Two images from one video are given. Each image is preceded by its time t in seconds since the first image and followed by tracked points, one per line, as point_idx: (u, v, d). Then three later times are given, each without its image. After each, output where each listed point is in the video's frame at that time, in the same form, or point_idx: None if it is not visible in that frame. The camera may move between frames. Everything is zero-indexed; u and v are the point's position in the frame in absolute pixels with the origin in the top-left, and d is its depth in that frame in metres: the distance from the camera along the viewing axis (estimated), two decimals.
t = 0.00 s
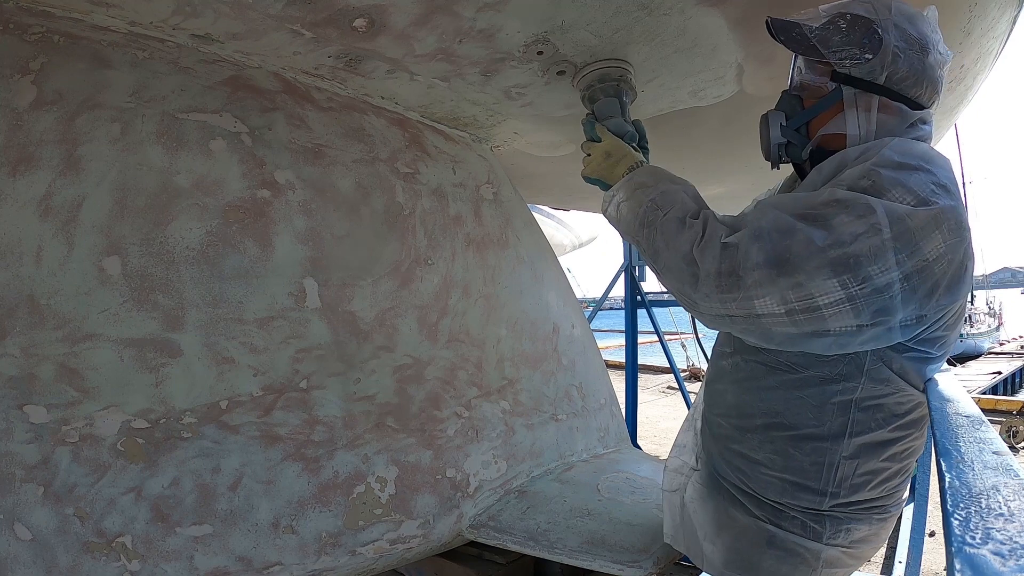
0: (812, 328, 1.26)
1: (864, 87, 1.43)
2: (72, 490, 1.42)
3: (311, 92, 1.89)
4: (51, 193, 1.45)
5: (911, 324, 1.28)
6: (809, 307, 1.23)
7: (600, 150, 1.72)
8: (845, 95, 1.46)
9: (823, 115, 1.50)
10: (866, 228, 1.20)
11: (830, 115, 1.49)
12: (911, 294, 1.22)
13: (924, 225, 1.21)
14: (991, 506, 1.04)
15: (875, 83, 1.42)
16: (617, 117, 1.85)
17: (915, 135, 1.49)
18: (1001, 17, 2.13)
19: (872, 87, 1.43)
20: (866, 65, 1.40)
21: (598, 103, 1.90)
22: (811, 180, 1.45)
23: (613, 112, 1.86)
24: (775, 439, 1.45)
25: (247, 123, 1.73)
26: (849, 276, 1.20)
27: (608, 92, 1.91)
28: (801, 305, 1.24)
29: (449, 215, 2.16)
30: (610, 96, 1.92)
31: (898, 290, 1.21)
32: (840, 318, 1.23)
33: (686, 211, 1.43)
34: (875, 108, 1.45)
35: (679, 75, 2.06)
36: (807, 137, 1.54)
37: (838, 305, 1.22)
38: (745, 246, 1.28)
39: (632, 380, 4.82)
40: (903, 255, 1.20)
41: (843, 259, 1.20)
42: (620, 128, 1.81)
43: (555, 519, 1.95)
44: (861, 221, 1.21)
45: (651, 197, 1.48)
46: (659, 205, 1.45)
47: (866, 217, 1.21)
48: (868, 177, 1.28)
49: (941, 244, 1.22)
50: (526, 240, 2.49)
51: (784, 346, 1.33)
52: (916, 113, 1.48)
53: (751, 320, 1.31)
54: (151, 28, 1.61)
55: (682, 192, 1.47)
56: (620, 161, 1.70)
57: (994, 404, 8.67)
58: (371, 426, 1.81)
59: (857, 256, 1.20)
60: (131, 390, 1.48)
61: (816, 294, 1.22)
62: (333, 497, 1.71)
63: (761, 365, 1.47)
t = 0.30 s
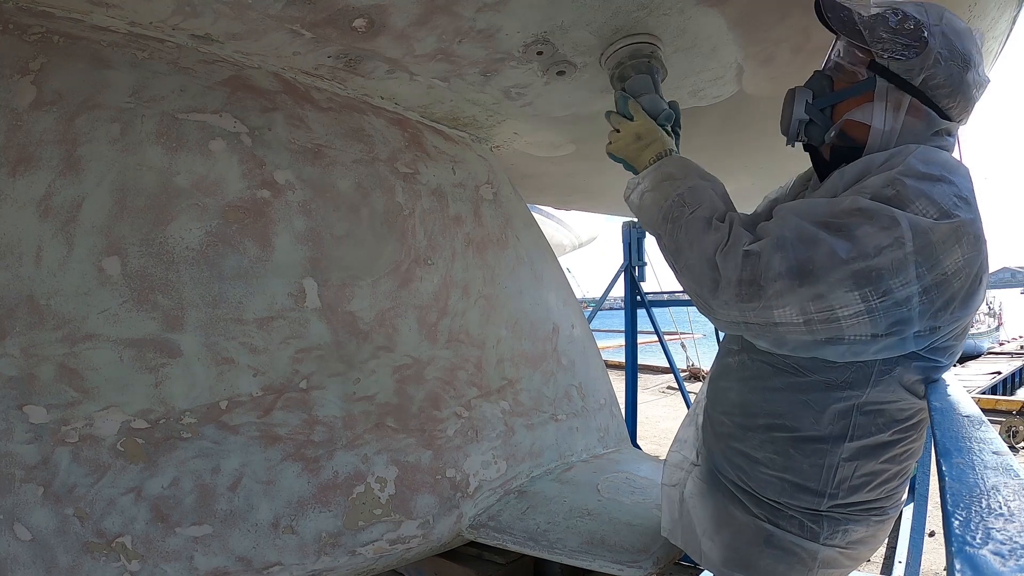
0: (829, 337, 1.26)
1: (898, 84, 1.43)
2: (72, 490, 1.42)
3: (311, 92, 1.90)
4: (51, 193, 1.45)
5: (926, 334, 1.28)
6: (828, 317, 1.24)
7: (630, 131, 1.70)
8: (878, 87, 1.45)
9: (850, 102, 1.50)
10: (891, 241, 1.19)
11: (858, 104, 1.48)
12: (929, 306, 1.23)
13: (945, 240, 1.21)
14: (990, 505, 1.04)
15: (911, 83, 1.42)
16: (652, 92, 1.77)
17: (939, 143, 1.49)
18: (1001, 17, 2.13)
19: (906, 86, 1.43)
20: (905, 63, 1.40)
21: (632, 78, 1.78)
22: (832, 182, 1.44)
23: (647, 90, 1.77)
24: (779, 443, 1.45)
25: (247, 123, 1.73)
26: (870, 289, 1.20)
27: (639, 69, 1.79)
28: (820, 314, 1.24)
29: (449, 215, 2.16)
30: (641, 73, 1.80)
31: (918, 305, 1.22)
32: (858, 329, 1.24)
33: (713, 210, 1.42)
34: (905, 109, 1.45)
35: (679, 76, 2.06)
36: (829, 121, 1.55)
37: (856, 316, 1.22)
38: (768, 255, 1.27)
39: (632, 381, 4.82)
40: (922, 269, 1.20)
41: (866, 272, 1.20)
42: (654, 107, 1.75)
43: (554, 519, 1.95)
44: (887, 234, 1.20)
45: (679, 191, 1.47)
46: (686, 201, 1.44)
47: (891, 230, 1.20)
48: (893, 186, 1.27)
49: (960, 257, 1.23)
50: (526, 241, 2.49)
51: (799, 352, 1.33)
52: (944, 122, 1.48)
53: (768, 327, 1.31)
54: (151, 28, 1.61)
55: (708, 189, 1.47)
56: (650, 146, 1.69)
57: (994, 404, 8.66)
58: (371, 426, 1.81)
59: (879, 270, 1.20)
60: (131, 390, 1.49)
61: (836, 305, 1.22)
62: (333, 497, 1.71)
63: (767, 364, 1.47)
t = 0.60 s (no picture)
0: (837, 335, 1.26)
1: (913, 84, 1.43)
2: (72, 490, 1.42)
3: (311, 92, 1.90)
4: (51, 193, 1.45)
5: (933, 335, 1.28)
6: (838, 316, 1.24)
7: (665, 104, 1.65)
8: (893, 87, 1.45)
9: (865, 100, 1.48)
10: (904, 243, 1.19)
11: (873, 102, 1.47)
12: (937, 308, 1.23)
13: (956, 243, 1.21)
14: (991, 505, 1.04)
15: (926, 84, 1.42)
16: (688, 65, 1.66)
17: (952, 146, 1.48)
18: (1001, 17, 2.12)
19: (921, 86, 1.42)
20: (921, 63, 1.40)
21: (668, 51, 1.67)
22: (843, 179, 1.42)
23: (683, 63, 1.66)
24: (778, 442, 1.45)
25: (247, 123, 1.73)
26: (880, 289, 1.21)
27: (674, 42, 1.68)
28: (830, 313, 1.24)
29: (449, 215, 2.16)
30: (676, 45, 1.68)
31: (926, 307, 1.22)
32: (868, 329, 1.24)
33: (739, 203, 1.41)
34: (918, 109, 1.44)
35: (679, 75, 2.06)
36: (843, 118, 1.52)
37: (866, 316, 1.22)
38: (783, 252, 1.26)
39: (632, 382, 4.82)
40: (932, 272, 1.20)
41: (877, 272, 1.20)
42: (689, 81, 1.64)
43: (554, 519, 1.95)
44: (901, 236, 1.19)
45: (710, 175, 1.47)
46: (716, 186, 1.45)
47: (906, 231, 1.19)
48: (907, 186, 1.26)
49: (969, 261, 1.24)
50: (525, 240, 2.49)
51: (806, 350, 1.33)
52: (955, 126, 1.47)
53: (777, 323, 1.32)
54: (151, 28, 1.61)
55: (738, 179, 1.46)
56: (685, 121, 1.64)
57: (994, 404, 8.65)
58: (371, 426, 1.81)
59: (890, 271, 1.20)
60: (131, 390, 1.49)
61: (847, 305, 1.23)
62: (333, 497, 1.71)
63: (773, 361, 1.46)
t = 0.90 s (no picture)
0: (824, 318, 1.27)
1: (910, 81, 1.42)
2: (72, 490, 1.42)
3: (311, 92, 1.90)
4: (51, 193, 1.45)
5: (921, 321, 1.28)
6: (824, 301, 1.25)
7: (656, 108, 1.68)
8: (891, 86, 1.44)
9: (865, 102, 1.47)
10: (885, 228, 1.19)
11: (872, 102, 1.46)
12: (924, 295, 1.23)
13: (940, 228, 1.20)
14: (991, 506, 1.04)
15: (922, 81, 1.42)
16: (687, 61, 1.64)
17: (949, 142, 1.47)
18: (1001, 17, 2.11)
19: (917, 83, 1.42)
20: (915, 60, 1.40)
21: (668, 47, 1.65)
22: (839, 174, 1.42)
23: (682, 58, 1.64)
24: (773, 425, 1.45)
25: (247, 123, 1.73)
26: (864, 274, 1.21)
27: (675, 37, 1.66)
28: (817, 299, 1.25)
29: (449, 215, 2.16)
30: (677, 40, 1.67)
31: (914, 292, 1.22)
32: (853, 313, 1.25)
33: (727, 209, 1.42)
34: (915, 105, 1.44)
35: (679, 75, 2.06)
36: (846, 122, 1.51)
37: (851, 300, 1.23)
38: (766, 251, 1.26)
39: (632, 384, 4.82)
40: (916, 257, 1.20)
41: (861, 258, 1.21)
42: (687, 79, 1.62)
43: (554, 519, 1.96)
44: (883, 221, 1.19)
45: (696, 183, 1.47)
46: (703, 195, 1.45)
47: (888, 217, 1.19)
48: (890, 176, 1.26)
49: (957, 247, 1.21)
50: (525, 240, 2.49)
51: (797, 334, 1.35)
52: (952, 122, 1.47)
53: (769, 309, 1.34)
54: (151, 28, 1.61)
55: (725, 191, 1.45)
56: (678, 124, 1.67)
57: (994, 404, 8.65)
58: (371, 426, 1.81)
59: (872, 256, 1.20)
60: (131, 390, 1.49)
61: (832, 291, 1.24)
62: (333, 497, 1.71)
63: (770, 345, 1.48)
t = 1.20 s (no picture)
0: (833, 312, 1.29)
1: (937, 86, 1.42)
2: (72, 490, 1.42)
3: (311, 92, 1.90)
4: (51, 193, 1.45)
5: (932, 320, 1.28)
6: (834, 295, 1.26)
7: (644, 112, 1.67)
8: (919, 89, 1.43)
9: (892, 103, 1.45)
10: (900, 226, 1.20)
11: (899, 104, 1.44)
12: (935, 293, 1.23)
13: (952, 228, 1.21)
14: (990, 505, 1.04)
15: (949, 87, 1.42)
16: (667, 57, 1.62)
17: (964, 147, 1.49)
18: (1001, 17, 2.11)
19: (945, 89, 1.41)
20: (945, 66, 1.40)
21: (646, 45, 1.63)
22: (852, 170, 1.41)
23: (663, 55, 1.62)
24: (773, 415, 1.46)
25: (247, 123, 1.73)
26: (875, 270, 1.22)
27: (655, 34, 1.65)
28: (827, 292, 1.26)
29: (449, 215, 2.16)
30: (657, 37, 1.66)
31: (924, 290, 1.23)
32: (863, 307, 1.26)
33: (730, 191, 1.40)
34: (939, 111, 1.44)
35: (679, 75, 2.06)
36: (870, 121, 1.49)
37: (862, 295, 1.24)
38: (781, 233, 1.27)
39: (632, 384, 4.81)
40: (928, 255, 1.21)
41: (874, 253, 1.22)
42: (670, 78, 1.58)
43: (554, 518, 1.96)
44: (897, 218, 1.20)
45: (697, 171, 1.45)
46: (704, 181, 1.44)
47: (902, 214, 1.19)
48: (907, 172, 1.25)
49: (968, 248, 1.23)
50: (525, 240, 2.49)
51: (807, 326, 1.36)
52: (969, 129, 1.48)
53: (779, 301, 1.34)
54: (151, 28, 1.61)
55: (727, 171, 1.44)
56: (668, 125, 1.65)
57: (994, 404, 8.65)
58: (371, 426, 1.81)
59: (885, 252, 1.21)
60: (131, 390, 1.49)
61: (844, 285, 1.25)
62: (333, 497, 1.71)
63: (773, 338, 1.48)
